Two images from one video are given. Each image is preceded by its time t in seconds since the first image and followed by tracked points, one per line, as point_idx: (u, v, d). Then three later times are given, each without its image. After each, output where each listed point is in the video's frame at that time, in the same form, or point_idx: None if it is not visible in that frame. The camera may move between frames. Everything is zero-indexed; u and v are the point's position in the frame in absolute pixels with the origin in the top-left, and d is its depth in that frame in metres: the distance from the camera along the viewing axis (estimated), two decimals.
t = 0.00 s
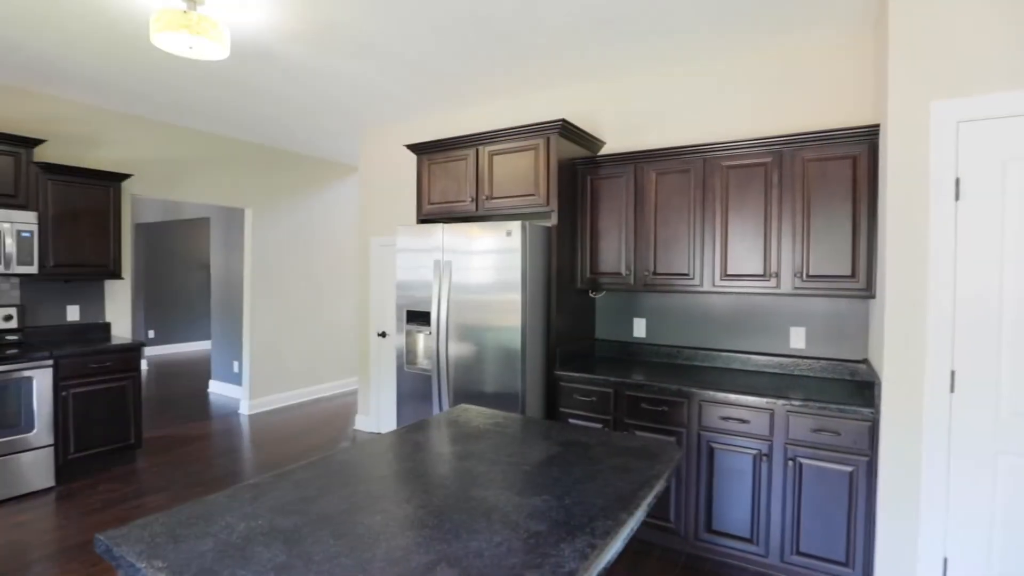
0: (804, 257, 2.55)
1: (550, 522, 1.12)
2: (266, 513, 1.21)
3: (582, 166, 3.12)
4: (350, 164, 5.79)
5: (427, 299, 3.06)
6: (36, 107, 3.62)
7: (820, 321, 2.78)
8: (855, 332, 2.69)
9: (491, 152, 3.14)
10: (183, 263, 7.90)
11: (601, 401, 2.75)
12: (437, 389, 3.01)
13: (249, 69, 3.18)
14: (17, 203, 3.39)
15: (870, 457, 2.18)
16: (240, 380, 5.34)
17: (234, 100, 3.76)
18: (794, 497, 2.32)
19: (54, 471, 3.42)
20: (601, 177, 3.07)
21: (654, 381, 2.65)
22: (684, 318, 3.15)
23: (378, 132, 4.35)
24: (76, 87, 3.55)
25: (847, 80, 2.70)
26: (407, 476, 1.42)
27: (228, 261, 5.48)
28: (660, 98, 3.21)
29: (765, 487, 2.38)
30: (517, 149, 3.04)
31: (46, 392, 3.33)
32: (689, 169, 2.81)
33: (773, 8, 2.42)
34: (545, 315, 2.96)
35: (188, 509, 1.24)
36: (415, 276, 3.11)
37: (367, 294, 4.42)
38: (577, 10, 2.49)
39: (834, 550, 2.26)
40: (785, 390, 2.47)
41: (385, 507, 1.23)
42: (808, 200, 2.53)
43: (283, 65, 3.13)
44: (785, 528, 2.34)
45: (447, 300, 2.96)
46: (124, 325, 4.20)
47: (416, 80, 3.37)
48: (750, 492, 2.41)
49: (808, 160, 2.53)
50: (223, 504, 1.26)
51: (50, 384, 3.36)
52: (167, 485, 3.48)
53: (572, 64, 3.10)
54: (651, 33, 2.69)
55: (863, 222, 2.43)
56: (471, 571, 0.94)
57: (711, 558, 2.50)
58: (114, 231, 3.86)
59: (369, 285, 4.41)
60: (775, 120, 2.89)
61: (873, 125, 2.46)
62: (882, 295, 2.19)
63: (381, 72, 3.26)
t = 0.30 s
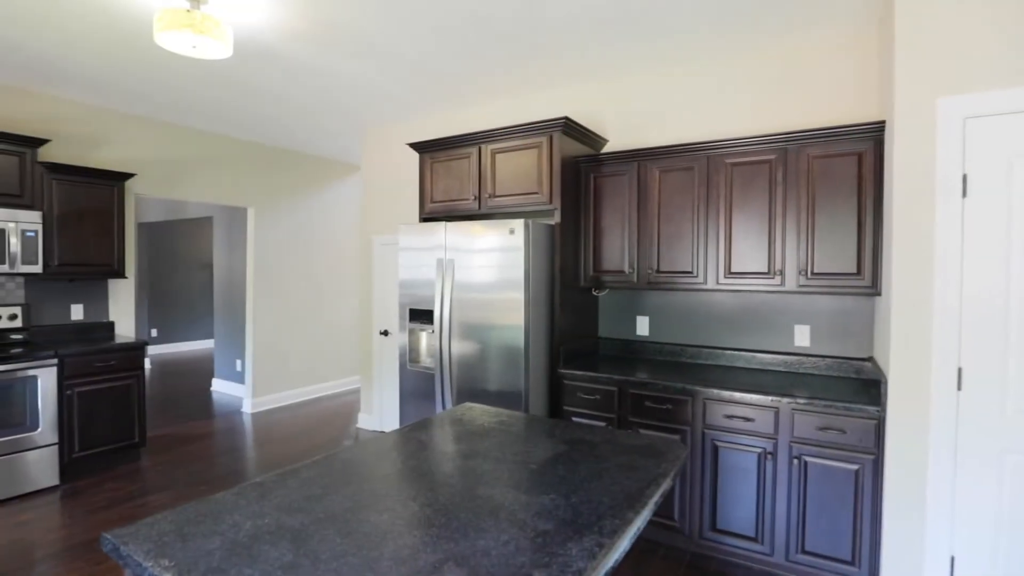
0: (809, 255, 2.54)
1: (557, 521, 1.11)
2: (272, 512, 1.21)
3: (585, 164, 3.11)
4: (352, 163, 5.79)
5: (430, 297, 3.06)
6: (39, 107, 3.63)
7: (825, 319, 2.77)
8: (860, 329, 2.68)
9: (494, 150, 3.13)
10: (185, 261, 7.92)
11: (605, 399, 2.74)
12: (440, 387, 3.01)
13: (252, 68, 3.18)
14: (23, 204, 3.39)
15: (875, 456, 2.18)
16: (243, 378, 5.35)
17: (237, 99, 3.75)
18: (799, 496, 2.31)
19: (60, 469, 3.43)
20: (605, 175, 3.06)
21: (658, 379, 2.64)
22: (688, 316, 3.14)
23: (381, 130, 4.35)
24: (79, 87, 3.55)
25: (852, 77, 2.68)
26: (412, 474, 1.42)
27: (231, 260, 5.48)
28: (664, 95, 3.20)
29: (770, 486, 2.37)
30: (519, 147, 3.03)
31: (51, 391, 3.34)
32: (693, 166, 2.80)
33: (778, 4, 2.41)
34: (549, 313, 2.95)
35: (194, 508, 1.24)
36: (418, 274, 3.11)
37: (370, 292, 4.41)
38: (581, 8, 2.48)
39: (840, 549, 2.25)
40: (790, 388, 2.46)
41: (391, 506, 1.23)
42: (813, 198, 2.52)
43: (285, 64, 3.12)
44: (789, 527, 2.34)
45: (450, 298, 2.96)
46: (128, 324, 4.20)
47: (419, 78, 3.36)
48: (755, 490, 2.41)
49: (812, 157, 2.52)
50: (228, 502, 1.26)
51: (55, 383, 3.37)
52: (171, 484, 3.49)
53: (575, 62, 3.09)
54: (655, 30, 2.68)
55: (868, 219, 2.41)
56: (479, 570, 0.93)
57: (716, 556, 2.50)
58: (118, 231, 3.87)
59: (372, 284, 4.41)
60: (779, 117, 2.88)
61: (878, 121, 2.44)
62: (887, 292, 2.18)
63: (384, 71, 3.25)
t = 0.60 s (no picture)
0: (815, 252, 2.51)
1: (560, 520, 1.11)
2: (274, 511, 1.21)
3: (590, 162, 3.10)
4: (358, 162, 5.80)
5: (436, 296, 3.06)
6: (46, 108, 3.66)
7: (832, 317, 2.74)
8: (868, 327, 2.65)
9: (498, 148, 3.12)
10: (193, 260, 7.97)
11: (611, 397, 2.74)
12: (446, 386, 3.01)
13: (256, 67, 3.18)
14: (29, 203, 3.42)
15: (883, 454, 2.15)
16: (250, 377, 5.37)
17: (241, 99, 3.76)
18: (806, 494, 2.29)
19: (68, 468, 3.46)
20: (610, 173, 3.05)
21: (664, 377, 2.63)
22: (693, 315, 3.12)
23: (386, 129, 4.36)
24: (85, 87, 3.58)
25: (858, 72, 2.65)
26: (417, 473, 1.42)
27: (238, 259, 5.51)
28: (668, 93, 3.18)
29: (776, 484, 2.35)
30: (524, 145, 3.03)
31: (58, 390, 3.36)
32: (699, 164, 2.78)
33: None
34: (554, 312, 2.94)
35: (197, 507, 1.24)
36: (423, 273, 3.11)
37: (376, 291, 4.42)
38: (584, 5, 2.47)
39: (848, 548, 2.23)
40: (797, 387, 2.44)
41: (394, 505, 1.23)
42: (820, 195, 2.50)
43: (288, 63, 3.13)
44: (796, 525, 2.32)
45: (455, 297, 2.96)
46: (135, 323, 4.23)
47: (422, 77, 3.36)
48: (762, 488, 2.39)
49: (819, 154, 2.49)
50: (231, 502, 1.26)
51: (62, 382, 3.39)
52: (178, 483, 3.51)
53: (578, 60, 3.07)
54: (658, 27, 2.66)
55: (874, 217, 2.39)
56: (479, 570, 0.93)
57: (723, 554, 2.49)
58: (124, 230, 3.90)
59: (378, 283, 4.42)
60: (784, 114, 2.85)
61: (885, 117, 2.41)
62: (895, 290, 2.15)
63: (387, 70, 3.25)
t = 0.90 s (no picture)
0: (827, 250, 2.49)
1: (570, 517, 1.10)
2: (285, 507, 1.22)
3: (599, 161, 3.09)
4: (367, 161, 5.82)
5: (446, 295, 3.06)
6: (57, 109, 3.71)
7: (843, 316, 2.72)
8: (880, 326, 2.63)
9: (507, 147, 3.12)
10: (204, 260, 8.03)
11: (620, 396, 2.73)
12: (456, 385, 3.01)
13: (265, 67, 3.20)
14: (42, 203, 3.46)
15: (895, 454, 2.12)
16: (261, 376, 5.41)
17: (251, 99, 3.79)
18: (817, 494, 2.27)
19: (82, 465, 3.51)
20: (619, 171, 3.04)
21: (673, 376, 2.62)
22: (703, 314, 3.10)
23: (395, 129, 4.37)
24: (97, 88, 3.62)
25: (870, 69, 2.63)
26: (427, 470, 1.42)
27: (249, 259, 5.55)
28: (677, 90, 3.17)
29: (787, 484, 2.33)
30: (532, 144, 3.02)
31: (71, 388, 3.40)
32: (709, 162, 2.77)
33: None
34: (563, 310, 2.94)
35: (210, 503, 1.25)
36: (432, 272, 3.11)
37: (386, 290, 4.44)
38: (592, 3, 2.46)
39: (859, 548, 2.21)
40: (808, 386, 2.42)
41: (405, 501, 1.23)
42: (831, 192, 2.47)
43: (297, 63, 3.14)
44: (807, 524, 2.30)
45: (464, 296, 2.96)
46: (147, 322, 4.27)
47: (431, 76, 3.36)
48: (772, 488, 2.37)
49: (830, 151, 2.47)
50: (243, 498, 1.27)
51: (75, 380, 3.43)
52: (188, 480, 3.54)
53: (587, 58, 3.07)
54: (667, 24, 2.65)
55: (887, 215, 2.36)
56: (489, 566, 0.93)
57: (733, 554, 2.47)
58: (136, 230, 3.93)
59: (388, 282, 4.43)
60: (795, 111, 2.83)
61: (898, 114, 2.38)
62: (908, 289, 2.13)
63: (396, 69, 3.26)
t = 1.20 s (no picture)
0: (846, 249, 2.47)
1: (595, 515, 1.11)
2: (311, 503, 1.23)
3: (614, 159, 3.08)
4: (381, 161, 5.86)
5: (461, 293, 3.07)
6: (78, 109, 3.78)
7: (862, 315, 2.69)
8: (900, 326, 2.60)
9: (523, 146, 3.13)
10: (219, 259, 8.13)
11: (635, 395, 2.72)
12: (470, 384, 3.02)
13: (282, 67, 3.23)
14: (64, 203, 3.53)
15: (916, 455, 2.10)
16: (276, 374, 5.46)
17: (268, 99, 3.82)
18: (835, 494, 2.25)
19: (103, 460, 3.57)
20: (635, 170, 3.03)
21: (689, 375, 2.60)
22: (719, 313, 3.09)
23: (409, 128, 4.39)
24: (118, 90, 3.68)
25: (891, 66, 2.60)
26: (449, 467, 1.43)
27: (264, 258, 5.61)
28: (694, 88, 3.16)
29: (805, 484, 2.31)
30: (548, 143, 3.02)
31: (94, 385, 3.46)
32: (726, 160, 2.75)
33: None
34: (578, 309, 2.93)
35: (236, 498, 1.27)
36: (447, 271, 3.12)
37: (400, 289, 4.46)
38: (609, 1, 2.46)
39: (878, 549, 2.18)
40: (827, 386, 2.40)
41: (430, 498, 1.24)
42: (850, 191, 2.45)
43: (314, 62, 3.17)
44: (824, 523, 2.28)
45: (479, 295, 2.96)
46: (165, 320, 4.33)
47: (446, 75, 3.38)
48: (790, 488, 2.35)
49: (850, 149, 2.45)
50: (269, 493, 1.29)
51: (97, 377, 3.49)
52: (207, 476, 3.59)
53: (603, 55, 3.07)
54: (685, 21, 2.64)
55: (909, 213, 2.34)
56: (518, 563, 0.93)
57: (749, 555, 2.46)
58: (155, 230, 3.99)
59: (402, 281, 4.46)
60: (813, 109, 2.81)
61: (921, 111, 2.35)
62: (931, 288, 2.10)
63: (412, 68, 3.28)
